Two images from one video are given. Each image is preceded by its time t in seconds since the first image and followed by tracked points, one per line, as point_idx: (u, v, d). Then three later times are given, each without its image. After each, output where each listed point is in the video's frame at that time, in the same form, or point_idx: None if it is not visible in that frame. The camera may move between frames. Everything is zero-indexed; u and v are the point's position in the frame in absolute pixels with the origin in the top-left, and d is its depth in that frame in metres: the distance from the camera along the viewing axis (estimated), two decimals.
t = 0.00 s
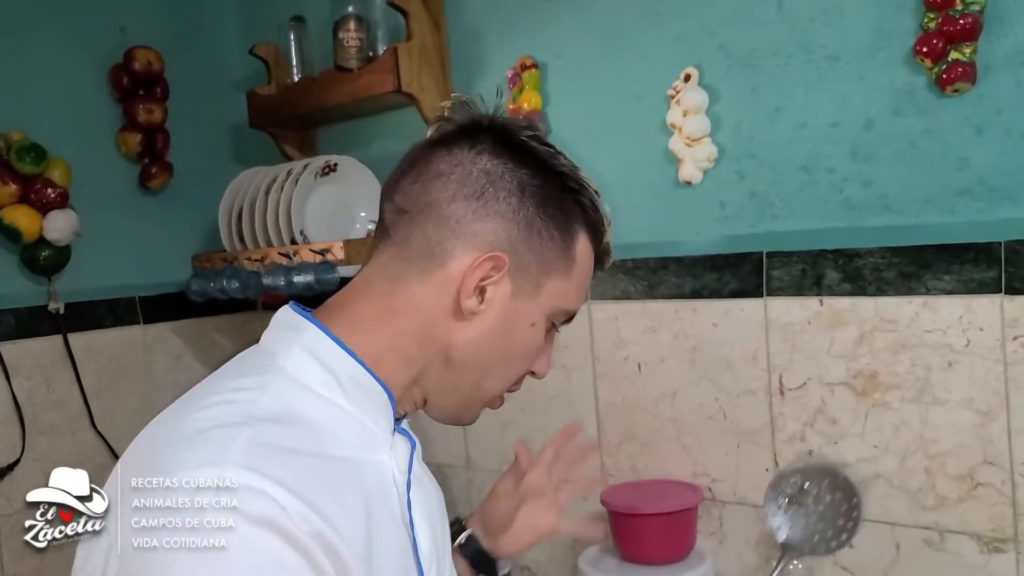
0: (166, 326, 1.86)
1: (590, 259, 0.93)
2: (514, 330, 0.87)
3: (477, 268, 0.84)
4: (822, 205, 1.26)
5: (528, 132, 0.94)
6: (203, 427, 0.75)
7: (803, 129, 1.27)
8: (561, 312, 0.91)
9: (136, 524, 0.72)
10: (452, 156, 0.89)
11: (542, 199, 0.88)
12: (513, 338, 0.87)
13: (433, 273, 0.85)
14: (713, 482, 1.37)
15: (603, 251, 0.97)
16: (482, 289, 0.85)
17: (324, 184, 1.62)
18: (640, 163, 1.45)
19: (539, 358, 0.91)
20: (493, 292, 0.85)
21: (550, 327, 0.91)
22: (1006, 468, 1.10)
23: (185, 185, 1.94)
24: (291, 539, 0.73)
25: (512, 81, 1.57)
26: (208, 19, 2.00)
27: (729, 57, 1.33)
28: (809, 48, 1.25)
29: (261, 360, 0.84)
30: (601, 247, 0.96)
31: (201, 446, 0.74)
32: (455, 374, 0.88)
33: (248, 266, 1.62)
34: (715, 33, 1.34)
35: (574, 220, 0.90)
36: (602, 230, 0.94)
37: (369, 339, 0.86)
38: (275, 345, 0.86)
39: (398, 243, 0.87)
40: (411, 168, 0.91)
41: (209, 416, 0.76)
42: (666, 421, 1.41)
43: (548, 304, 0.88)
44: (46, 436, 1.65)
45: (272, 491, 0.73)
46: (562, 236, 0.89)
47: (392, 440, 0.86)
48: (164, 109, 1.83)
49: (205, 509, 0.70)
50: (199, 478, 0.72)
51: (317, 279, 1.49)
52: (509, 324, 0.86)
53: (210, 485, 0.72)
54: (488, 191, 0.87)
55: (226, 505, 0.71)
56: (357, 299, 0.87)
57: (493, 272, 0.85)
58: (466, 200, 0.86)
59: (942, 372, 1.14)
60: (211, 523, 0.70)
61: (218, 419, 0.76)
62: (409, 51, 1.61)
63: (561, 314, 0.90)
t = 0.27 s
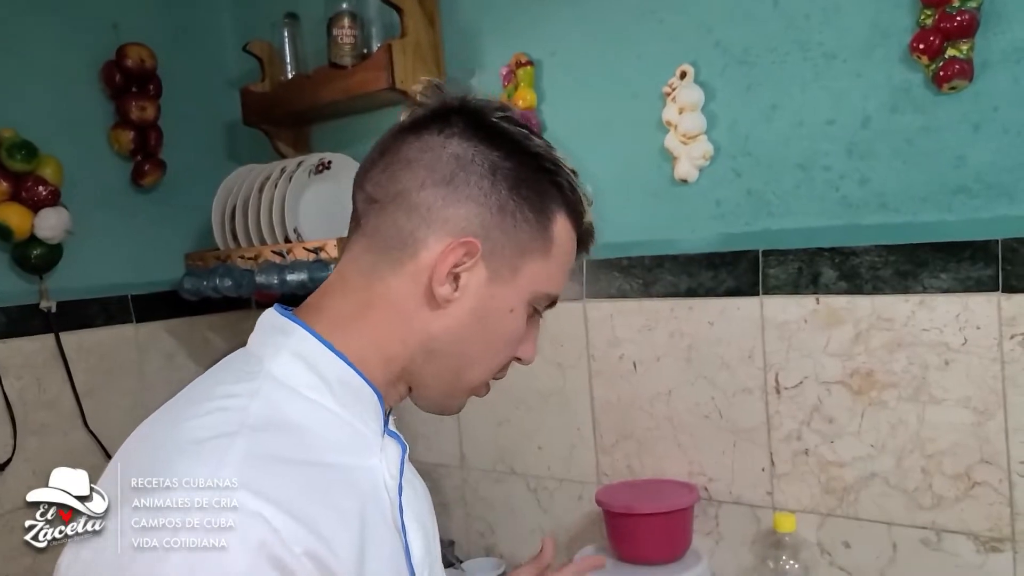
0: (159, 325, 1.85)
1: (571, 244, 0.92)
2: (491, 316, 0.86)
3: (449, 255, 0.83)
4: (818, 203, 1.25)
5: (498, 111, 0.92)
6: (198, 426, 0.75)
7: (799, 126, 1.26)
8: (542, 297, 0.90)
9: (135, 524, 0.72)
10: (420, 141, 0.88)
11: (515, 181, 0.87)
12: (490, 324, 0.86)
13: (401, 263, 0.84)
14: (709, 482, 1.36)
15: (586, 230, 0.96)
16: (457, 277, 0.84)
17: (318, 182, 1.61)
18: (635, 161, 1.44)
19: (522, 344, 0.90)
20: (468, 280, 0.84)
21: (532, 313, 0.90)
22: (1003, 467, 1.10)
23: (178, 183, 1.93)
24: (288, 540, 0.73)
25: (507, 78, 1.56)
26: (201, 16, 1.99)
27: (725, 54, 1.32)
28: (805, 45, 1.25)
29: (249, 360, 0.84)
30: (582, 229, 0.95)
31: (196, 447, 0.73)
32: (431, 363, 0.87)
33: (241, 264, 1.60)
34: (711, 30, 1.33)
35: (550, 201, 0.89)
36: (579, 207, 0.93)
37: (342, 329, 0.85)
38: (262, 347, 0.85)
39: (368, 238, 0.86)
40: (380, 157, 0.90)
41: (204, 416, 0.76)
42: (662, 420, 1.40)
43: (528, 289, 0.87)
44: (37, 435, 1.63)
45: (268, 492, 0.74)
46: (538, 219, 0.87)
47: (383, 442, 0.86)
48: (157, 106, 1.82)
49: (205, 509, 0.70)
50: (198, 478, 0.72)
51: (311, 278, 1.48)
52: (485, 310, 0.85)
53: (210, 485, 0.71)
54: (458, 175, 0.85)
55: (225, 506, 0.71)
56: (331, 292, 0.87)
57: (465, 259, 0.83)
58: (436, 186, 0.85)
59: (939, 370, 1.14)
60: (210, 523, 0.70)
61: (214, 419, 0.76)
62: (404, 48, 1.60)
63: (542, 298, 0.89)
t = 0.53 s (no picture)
0: (152, 325, 1.84)
1: (495, 154, 0.83)
2: (390, 248, 0.80)
3: (320, 210, 0.83)
4: (814, 201, 1.24)
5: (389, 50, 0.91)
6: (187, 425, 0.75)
7: (795, 123, 1.25)
8: (469, 217, 0.81)
9: (135, 523, 0.69)
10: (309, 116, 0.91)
11: (387, 113, 0.85)
12: (392, 257, 0.80)
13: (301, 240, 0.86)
14: (705, 482, 1.35)
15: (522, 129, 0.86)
16: (347, 225, 0.82)
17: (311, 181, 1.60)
18: (630, 158, 1.42)
19: (467, 276, 0.81)
20: (359, 225, 0.82)
21: (462, 238, 0.81)
22: (1002, 468, 1.09)
23: (170, 183, 1.91)
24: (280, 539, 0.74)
25: (501, 76, 1.54)
26: (193, 14, 1.98)
27: (720, 51, 1.31)
28: (801, 41, 1.23)
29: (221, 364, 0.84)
30: (513, 134, 0.85)
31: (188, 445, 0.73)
32: (354, 311, 0.83)
33: (234, 264, 1.59)
34: (706, 26, 1.32)
35: (432, 115, 0.83)
36: (479, 105, 0.84)
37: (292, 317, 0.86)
38: (237, 348, 0.86)
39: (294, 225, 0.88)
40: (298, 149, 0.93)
41: (193, 416, 0.76)
42: (658, 420, 1.39)
43: (433, 210, 0.80)
44: (29, 437, 1.62)
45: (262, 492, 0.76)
46: (420, 137, 0.82)
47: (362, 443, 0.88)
48: (148, 105, 1.81)
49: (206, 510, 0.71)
50: (199, 478, 0.72)
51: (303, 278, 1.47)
52: (385, 245, 0.81)
53: (212, 485, 0.72)
54: (335, 134, 0.85)
55: (226, 506, 0.72)
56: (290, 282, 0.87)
57: (345, 203, 0.83)
58: (320, 152, 0.86)
59: (937, 370, 1.13)
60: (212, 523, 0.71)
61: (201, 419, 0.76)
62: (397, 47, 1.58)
63: (475, 221, 0.81)
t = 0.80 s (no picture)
0: (148, 329, 1.82)
1: (393, 103, 0.86)
2: (320, 233, 0.89)
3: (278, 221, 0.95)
4: (815, 203, 1.22)
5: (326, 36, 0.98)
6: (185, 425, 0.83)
7: (796, 124, 1.23)
8: (385, 182, 0.85)
9: (136, 523, 0.76)
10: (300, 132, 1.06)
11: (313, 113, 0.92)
12: (321, 240, 0.89)
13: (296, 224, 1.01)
14: (706, 488, 1.33)
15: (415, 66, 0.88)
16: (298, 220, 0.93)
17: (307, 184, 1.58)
18: (629, 160, 1.41)
19: (390, 238, 0.85)
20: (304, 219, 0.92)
21: (379, 202, 0.85)
22: (1008, 475, 1.07)
23: (166, 185, 1.90)
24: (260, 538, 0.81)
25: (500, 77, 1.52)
26: (190, 15, 1.96)
27: (720, 51, 1.29)
28: (803, 41, 1.21)
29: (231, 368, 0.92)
30: (410, 76, 0.87)
31: (187, 446, 0.81)
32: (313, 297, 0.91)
33: (230, 268, 1.58)
34: (706, 26, 1.30)
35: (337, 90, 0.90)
36: (372, 59, 0.88)
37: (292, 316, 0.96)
38: (252, 351, 0.94)
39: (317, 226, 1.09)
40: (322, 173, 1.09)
41: (195, 415, 0.84)
42: (658, 425, 1.37)
43: (342, 191, 0.87)
44: (24, 443, 1.60)
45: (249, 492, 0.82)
46: (333, 114, 0.89)
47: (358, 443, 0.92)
48: (144, 107, 1.80)
49: (205, 509, 0.78)
50: (197, 479, 0.80)
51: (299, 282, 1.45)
52: (315, 232, 0.89)
53: (211, 486, 0.80)
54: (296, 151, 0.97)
55: (225, 506, 0.80)
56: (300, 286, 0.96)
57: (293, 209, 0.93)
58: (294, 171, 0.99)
59: (942, 375, 1.11)
60: (212, 522, 0.78)
61: (202, 419, 0.84)
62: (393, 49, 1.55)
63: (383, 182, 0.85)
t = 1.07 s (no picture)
0: (150, 329, 1.81)
1: (370, 94, 0.79)
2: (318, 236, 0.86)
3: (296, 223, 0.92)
4: (821, 200, 1.21)
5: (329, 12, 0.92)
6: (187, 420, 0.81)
7: (801, 120, 1.21)
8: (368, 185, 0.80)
9: (135, 523, 0.74)
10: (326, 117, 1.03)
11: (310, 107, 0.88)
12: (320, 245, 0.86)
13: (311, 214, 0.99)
14: (712, 489, 1.32)
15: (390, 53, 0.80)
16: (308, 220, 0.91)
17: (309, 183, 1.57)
18: (633, 157, 1.39)
19: (376, 244, 0.79)
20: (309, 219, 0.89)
21: (366, 207, 0.80)
22: (1017, 474, 1.05)
23: (167, 184, 1.89)
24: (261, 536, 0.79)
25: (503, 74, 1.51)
26: (190, 13, 1.95)
27: (725, 47, 1.28)
28: (808, 36, 1.20)
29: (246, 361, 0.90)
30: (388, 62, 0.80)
31: (186, 443, 0.80)
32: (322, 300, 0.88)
33: (231, 267, 1.57)
34: (710, 22, 1.29)
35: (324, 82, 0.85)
36: (348, 48, 0.82)
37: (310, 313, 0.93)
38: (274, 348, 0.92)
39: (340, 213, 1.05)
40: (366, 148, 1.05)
41: (198, 410, 0.82)
42: (663, 425, 1.36)
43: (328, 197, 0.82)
44: (25, 443, 1.60)
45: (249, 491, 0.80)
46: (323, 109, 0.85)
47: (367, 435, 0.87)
48: (145, 106, 1.79)
49: (205, 509, 0.76)
50: (197, 479, 0.78)
51: (300, 281, 1.45)
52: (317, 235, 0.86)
53: (210, 486, 0.78)
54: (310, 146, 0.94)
55: (224, 506, 0.78)
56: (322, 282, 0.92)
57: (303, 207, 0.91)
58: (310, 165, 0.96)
59: (950, 373, 1.09)
60: (211, 522, 0.76)
61: (204, 414, 0.82)
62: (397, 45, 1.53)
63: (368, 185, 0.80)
